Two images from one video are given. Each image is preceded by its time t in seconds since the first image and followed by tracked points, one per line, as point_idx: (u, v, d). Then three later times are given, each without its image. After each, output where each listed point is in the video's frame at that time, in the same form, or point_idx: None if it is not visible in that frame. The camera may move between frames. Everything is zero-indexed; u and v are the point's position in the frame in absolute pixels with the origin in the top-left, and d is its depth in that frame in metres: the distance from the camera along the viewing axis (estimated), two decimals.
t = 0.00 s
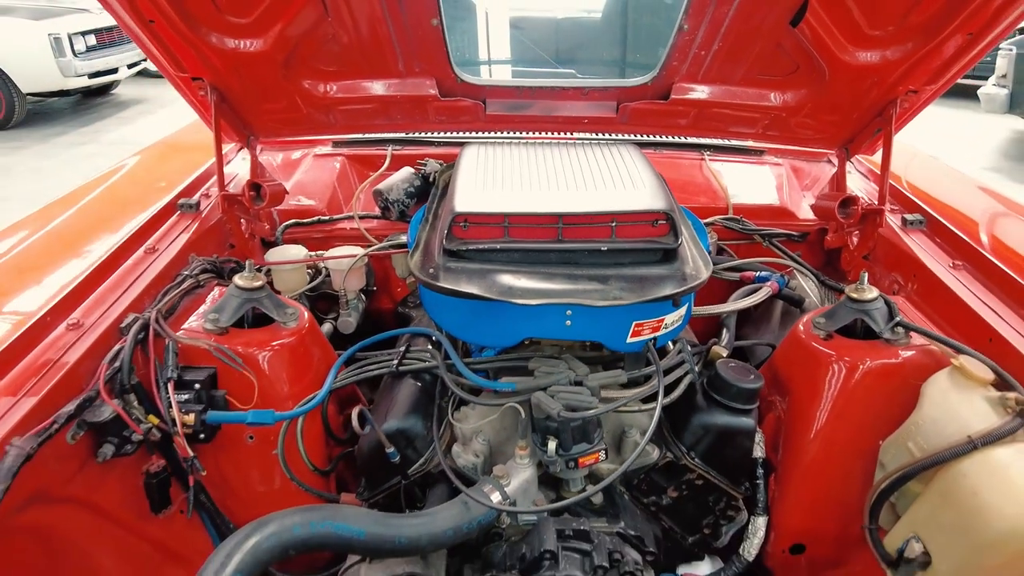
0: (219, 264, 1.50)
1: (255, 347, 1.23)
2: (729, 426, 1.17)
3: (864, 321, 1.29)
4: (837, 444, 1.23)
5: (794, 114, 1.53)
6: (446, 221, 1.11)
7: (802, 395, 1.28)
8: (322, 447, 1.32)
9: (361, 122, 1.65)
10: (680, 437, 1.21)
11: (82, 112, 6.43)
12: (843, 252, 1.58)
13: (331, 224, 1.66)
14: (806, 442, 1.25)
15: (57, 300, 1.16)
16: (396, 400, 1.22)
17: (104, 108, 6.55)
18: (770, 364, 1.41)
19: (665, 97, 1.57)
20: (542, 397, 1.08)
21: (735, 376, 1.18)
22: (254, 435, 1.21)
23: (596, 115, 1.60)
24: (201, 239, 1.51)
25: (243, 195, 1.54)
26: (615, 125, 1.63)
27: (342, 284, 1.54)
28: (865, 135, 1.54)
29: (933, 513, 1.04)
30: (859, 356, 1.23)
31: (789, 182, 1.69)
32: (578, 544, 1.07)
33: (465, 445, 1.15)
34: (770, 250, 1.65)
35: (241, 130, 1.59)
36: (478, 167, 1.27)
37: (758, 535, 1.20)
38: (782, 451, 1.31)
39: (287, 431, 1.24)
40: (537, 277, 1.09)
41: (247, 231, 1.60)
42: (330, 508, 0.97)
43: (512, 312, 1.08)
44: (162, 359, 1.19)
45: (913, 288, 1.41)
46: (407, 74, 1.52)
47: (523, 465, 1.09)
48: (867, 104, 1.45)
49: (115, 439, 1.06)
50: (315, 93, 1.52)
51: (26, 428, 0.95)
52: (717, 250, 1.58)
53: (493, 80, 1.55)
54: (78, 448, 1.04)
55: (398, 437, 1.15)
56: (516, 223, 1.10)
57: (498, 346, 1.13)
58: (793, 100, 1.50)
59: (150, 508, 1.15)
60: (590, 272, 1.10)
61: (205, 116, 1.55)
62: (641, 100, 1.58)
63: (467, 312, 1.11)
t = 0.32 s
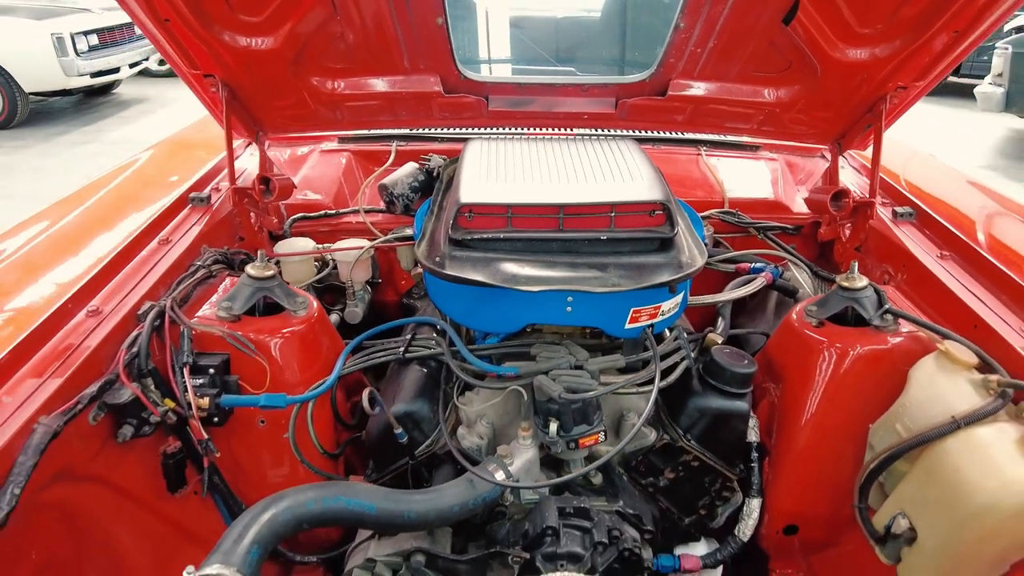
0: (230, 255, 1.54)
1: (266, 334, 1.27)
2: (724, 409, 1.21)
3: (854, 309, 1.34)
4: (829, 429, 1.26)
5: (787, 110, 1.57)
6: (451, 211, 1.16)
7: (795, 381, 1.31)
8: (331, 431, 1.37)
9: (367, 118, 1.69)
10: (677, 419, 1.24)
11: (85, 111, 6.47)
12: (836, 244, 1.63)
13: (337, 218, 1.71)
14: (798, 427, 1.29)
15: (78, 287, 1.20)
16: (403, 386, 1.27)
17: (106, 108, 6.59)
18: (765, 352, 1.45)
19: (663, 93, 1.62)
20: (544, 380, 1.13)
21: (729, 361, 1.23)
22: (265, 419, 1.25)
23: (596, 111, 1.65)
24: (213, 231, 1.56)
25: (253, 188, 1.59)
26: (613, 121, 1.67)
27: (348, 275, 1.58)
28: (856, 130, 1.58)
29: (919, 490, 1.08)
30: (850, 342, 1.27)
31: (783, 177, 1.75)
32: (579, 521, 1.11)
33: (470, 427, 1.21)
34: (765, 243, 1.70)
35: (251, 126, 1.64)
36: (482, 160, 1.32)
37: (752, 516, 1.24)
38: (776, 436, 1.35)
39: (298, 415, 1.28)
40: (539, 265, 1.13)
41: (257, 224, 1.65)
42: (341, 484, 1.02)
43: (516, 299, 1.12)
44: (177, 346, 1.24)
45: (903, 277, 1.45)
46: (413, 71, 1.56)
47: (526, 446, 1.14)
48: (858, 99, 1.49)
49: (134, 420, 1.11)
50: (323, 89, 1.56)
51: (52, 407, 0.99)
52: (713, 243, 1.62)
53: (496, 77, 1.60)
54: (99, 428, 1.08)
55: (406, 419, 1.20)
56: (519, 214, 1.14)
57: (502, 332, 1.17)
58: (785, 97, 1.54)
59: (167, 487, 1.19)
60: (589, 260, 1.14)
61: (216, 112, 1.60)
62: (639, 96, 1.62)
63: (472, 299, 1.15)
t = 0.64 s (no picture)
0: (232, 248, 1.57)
1: (269, 324, 1.29)
2: (717, 396, 1.24)
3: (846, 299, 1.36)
4: (820, 417, 1.28)
5: (780, 104, 1.60)
6: (450, 203, 1.18)
7: (788, 371, 1.33)
8: (332, 420, 1.39)
9: (368, 114, 1.72)
10: (671, 407, 1.28)
11: (85, 110, 6.49)
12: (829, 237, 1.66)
13: (337, 212, 1.73)
14: (790, 415, 1.30)
15: (85, 277, 1.23)
16: (403, 375, 1.30)
17: (106, 107, 6.61)
18: (759, 342, 1.47)
19: (658, 89, 1.64)
20: (540, 367, 1.16)
21: (723, 349, 1.25)
22: (268, 407, 1.27)
23: (592, 106, 1.67)
24: (216, 224, 1.59)
25: (255, 181, 1.62)
26: (609, 116, 1.69)
27: (349, 268, 1.61)
28: (849, 125, 1.61)
29: (908, 474, 1.11)
30: (843, 331, 1.29)
31: (778, 172, 1.77)
32: (575, 505, 1.15)
33: (469, 415, 1.23)
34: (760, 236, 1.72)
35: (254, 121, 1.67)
36: (480, 153, 1.34)
37: (745, 503, 1.26)
38: (769, 424, 1.36)
39: (300, 403, 1.30)
40: (536, 255, 1.16)
41: (259, 218, 1.68)
42: (343, 468, 1.04)
43: (513, 288, 1.14)
44: (181, 335, 1.26)
45: (894, 269, 1.48)
46: (412, 67, 1.59)
47: (523, 432, 1.17)
48: (849, 94, 1.52)
49: (139, 407, 1.13)
50: (324, 84, 1.59)
51: (60, 392, 1.02)
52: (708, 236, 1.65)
53: (494, 72, 1.62)
54: (106, 414, 1.11)
55: (406, 406, 1.23)
56: (517, 205, 1.17)
57: (500, 321, 1.19)
58: (779, 92, 1.57)
59: (172, 472, 1.22)
60: (586, 250, 1.17)
61: (218, 107, 1.62)
62: (635, 92, 1.64)
63: (470, 289, 1.17)
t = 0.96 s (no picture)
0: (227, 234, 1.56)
1: (264, 307, 1.28)
2: (712, 378, 1.24)
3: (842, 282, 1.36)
4: (816, 399, 1.28)
5: (777, 89, 1.59)
6: (444, 183, 1.17)
7: (784, 353, 1.33)
8: (327, 404, 1.38)
9: (363, 101, 1.71)
10: (667, 389, 1.28)
11: (83, 107, 6.49)
12: (826, 223, 1.66)
13: (334, 200, 1.73)
14: (787, 397, 1.30)
15: (78, 258, 1.22)
16: (399, 357, 1.30)
17: (104, 104, 6.60)
18: (755, 326, 1.47)
19: (654, 74, 1.63)
20: (535, 348, 1.16)
21: (719, 331, 1.25)
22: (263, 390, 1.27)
23: (587, 92, 1.66)
24: (211, 209, 1.59)
25: (250, 167, 1.62)
26: (605, 102, 1.69)
27: (345, 254, 1.60)
28: (845, 110, 1.61)
29: (905, 452, 1.11)
30: (839, 313, 1.28)
31: (774, 159, 1.78)
32: (570, 486, 1.14)
33: (464, 396, 1.23)
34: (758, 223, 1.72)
35: (249, 107, 1.66)
36: (475, 136, 1.34)
37: (742, 486, 1.27)
38: (766, 407, 1.36)
39: (295, 387, 1.30)
40: (531, 235, 1.15)
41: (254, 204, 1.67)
42: (337, 447, 1.04)
43: (508, 268, 1.14)
44: (176, 317, 1.26)
45: (891, 253, 1.48)
46: (408, 52, 1.58)
47: (518, 413, 1.18)
48: (845, 78, 1.52)
49: (132, 387, 1.13)
50: (319, 69, 1.58)
51: (53, 370, 1.01)
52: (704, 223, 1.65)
53: (489, 57, 1.60)
54: (99, 395, 1.10)
55: (401, 388, 1.23)
56: (511, 185, 1.16)
57: (495, 302, 1.19)
58: (775, 77, 1.57)
59: (165, 454, 1.21)
60: (581, 231, 1.16)
61: (213, 93, 1.62)
62: (630, 77, 1.63)
63: (465, 271, 1.17)
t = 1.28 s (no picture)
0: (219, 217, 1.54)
1: (255, 289, 1.26)
2: (711, 359, 1.22)
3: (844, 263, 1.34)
4: (817, 381, 1.26)
5: (775, 71, 1.58)
6: (438, 160, 1.15)
7: (784, 336, 1.30)
8: (318, 389, 1.35)
9: (357, 83, 1.69)
10: (665, 370, 1.25)
11: (80, 103, 6.46)
12: (826, 207, 1.64)
13: (328, 184, 1.71)
14: (787, 380, 1.27)
15: (63, 238, 1.20)
16: (393, 339, 1.28)
17: (101, 101, 6.57)
18: (754, 309, 1.45)
19: (652, 54, 1.60)
20: (530, 328, 1.14)
21: (720, 313, 1.24)
22: (253, 373, 1.25)
23: (584, 74, 1.64)
24: (202, 192, 1.56)
25: (242, 150, 1.59)
26: (602, 84, 1.67)
27: (338, 238, 1.58)
28: (845, 92, 1.61)
29: (908, 433, 1.08)
30: (840, 294, 1.26)
31: (773, 144, 1.77)
32: (566, 469, 1.13)
33: (458, 378, 1.21)
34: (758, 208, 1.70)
35: (242, 90, 1.65)
36: (469, 113, 1.31)
37: (742, 471, 1.24)
38: (765, 391, 1.34)
39: (286, 370, 1.27)
40: (526, 213, 1.13)
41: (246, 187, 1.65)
42: (327, 426, 1.02)
43: (502, 246, 1.12)
44: (164, 298, 1.24)
45: (891, 236, 1.46)
46: (401, 33, 1.56)
47: (514, 394, 1.16)
48: (845, 59, 1.50)
49: (119, 367, 1.10)
50: (312, 50, 1.56)
51: (35, 348, 0.99)
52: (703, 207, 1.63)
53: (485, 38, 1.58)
54: (85, 375, 1.08)
55: (394, 369, 1.22)
56: (506, 162, 1.14)
57: (489, 282, 1.17)
58: (774, 57, 1.54)
59: (153, 437, 1.19)
60: (577, 208, 1.14)
61: (207, 76, 1.61)
62: (628, 58, 1.60)
63: (458, 250, 1.15)
